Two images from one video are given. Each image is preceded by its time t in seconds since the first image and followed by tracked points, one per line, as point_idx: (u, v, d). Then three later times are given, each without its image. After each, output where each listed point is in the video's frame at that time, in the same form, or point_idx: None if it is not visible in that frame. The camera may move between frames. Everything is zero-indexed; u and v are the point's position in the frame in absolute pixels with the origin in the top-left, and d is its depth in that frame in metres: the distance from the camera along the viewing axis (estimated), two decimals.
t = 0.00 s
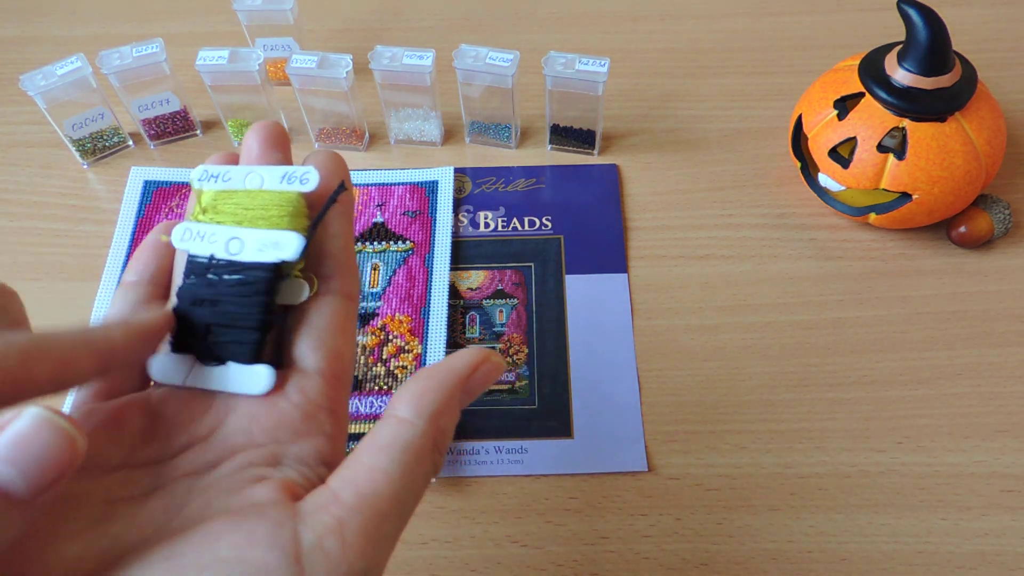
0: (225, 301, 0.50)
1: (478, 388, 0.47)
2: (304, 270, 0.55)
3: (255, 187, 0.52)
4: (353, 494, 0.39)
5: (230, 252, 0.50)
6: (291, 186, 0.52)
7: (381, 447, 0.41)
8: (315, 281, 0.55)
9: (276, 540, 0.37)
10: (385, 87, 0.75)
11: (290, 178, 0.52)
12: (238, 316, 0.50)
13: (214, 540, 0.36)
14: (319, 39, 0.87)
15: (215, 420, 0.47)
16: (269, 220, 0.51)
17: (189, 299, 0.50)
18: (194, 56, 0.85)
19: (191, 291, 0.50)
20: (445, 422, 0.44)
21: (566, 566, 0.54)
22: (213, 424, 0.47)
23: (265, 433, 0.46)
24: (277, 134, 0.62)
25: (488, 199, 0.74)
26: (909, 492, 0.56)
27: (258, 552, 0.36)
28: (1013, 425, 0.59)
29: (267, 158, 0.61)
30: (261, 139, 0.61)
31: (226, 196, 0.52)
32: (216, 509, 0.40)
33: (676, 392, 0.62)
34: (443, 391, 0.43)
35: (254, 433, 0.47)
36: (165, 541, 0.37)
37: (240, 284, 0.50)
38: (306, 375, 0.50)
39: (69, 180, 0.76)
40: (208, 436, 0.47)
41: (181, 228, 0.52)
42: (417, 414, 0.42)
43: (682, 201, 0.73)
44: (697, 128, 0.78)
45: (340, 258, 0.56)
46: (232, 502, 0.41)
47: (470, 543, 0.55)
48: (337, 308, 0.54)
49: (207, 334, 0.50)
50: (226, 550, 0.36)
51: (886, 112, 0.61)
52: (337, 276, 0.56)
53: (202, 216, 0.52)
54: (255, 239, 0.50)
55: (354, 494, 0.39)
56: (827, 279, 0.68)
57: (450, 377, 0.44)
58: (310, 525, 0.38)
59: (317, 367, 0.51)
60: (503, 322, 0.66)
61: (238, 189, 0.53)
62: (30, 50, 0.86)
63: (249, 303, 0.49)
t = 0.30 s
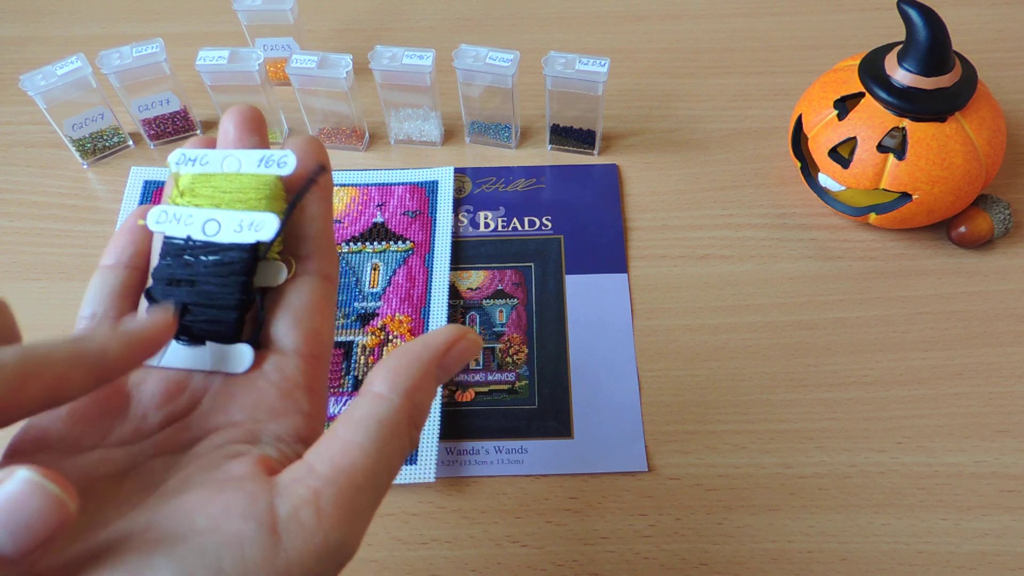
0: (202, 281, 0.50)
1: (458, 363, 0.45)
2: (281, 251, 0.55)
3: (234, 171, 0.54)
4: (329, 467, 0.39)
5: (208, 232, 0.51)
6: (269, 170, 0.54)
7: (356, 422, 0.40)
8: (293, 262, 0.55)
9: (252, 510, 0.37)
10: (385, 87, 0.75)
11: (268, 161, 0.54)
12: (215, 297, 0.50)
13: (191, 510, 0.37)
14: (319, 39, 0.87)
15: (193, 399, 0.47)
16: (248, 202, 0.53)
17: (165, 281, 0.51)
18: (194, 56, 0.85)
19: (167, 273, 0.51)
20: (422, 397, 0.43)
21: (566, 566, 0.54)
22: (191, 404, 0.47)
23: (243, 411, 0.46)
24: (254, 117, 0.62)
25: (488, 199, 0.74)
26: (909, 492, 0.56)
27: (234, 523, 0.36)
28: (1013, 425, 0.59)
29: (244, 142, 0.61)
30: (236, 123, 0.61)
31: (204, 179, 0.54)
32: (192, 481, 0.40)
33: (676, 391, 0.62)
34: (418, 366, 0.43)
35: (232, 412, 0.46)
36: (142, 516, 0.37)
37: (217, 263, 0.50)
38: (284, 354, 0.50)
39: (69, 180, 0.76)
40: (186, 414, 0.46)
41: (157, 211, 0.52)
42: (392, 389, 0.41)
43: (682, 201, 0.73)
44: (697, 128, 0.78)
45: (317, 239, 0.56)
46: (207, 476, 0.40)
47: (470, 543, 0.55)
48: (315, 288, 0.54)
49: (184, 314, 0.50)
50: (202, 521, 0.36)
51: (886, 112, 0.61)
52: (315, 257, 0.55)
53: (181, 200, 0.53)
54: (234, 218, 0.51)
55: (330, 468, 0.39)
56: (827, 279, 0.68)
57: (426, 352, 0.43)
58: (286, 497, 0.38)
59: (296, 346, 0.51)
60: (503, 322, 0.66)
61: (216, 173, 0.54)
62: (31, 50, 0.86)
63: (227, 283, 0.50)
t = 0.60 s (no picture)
0: (211, 281, 0.51)
1: (460, 362, 0.45)
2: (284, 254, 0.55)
3: (238, 173, 0.54)
4: (331, 467, 0.39)
5: (214, 232, 0.51)
6: (272, 172, 0.54)
7: (357, 422, 0.40)
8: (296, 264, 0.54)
9: (254, 513, 0.37)
10: (385, 87, 0.75)
11: (272, 164, 0.54)
12: (223, 296, 0.50)
13: (191, 513, 0.36)
14: (319, 39, 0.87)
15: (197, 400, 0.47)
16: (253, 203, 0.53)
17: (173, 281, 0.51)
18: (194, 56, 0.85)
19: (174, 272, 0.51)
20: (423, 397, 0.43)
21: (566, 566, 0.54)
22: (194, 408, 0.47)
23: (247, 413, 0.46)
24: (257, 124, 0.62)
25: (488, 199, 0.74)
26: (909, 492, 0.56)
27: (237, 526, 0.36)
28: (1013, 425, 0.59)
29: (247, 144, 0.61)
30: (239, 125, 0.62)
31: (208, 181, 0.53)
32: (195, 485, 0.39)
33: (676, 391, 0.62)
34: (420, 365, 0.42)
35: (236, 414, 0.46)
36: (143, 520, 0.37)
37: (225, 263, 0.51)
38: (288, 356, 0.50)
39: (69, 180, 0.76)
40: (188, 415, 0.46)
41: (162, 211, 0.52)
42: (393, 389, 0.41)
43: (682, 201, 0.73)
44: (697, 128, 0.78)
45: (319, 242, 0.56)
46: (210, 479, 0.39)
47: (470, 543, 0.55)
48: (317, 290, 0.54)
49: (194, 314, 0.50)
50: (205, 524, 0.36)
51: (886, 112, 0.61)
52: (316, 258, 0.55)
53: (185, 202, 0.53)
54: (240, 218, 0.52)
55: (331, 468, 0.39)
56: (826, 279, 0.68)
57: (427, 351, 0.43)
58: (288, 499, 0.38)
59: (300, 349, 0.51)
60: (503, 322, 0.66)
61: (220, 175, 0.54)
62: (30, 50, 0.86)
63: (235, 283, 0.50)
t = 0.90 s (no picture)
0: (209, 293, 0.50)
1: (462, 371, 0.46)
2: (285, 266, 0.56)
3: (238, 185, 0.54)
4: (337, 478, 0.39)
5: (214, 244, 0.51)
6: (273, 184, 0.54)
7: (363, 432, 0.40)
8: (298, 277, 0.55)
9: (261, 523, 0.36)
10: (385, 87, 0.75)
11: (272, 176, 0.54)
12: (225, 308, 0.50)
13: (199, 525, 0.36)
14: (319, 40, 0.87)
15: (200, 414, 0.46)
16: (253, 215, 0.52)
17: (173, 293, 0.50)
18: (194, 56, 0.85)
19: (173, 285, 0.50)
20: (428, 405, 0.43)
21: (566, 566, 0.54)
22: (199, 417, 0.46)
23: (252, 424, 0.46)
24: (259, 136, 0.62)
25: (488, 199, 0.74)
26: (909, 492, 0.56)
27: (244, 536, 0.36)
28: (1013, 425, 0.59)
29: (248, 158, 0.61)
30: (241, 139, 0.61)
31: (209, 194, 0.54)
32: (202, 497, 0.39)
33: (676, 391, 0.62)
34: (424, 376, 0.43)
35: (240, 426, 0.46)
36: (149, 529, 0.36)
37: (224, 275, 0.50)
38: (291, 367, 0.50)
39: (69, 180, 0.76)
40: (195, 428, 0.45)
41: (162, 224, 0.52)
42: (398, 398, 0.42)
43: (682, 201, 0.73)
44: (698, 128, 0.78)
45: (323, 254, 0.56)
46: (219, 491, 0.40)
47: (470, 543, 0.55)
48: (320, 301, 0.55)
49: (193, 326, 0.49)
50: (212, 534, 0.35)
51: (886, 112, 0.61)
52: (318, 269, 0.56)
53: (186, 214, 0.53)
54: (239, 229, 0.51)
55: (338, 479, 0.39)
56: (826, 279, 0.68)
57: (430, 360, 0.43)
58: (294, 510, 0.38)
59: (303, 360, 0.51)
60: (503, 322, 0.66)
61: (221, 188, 0.54)
62: (30, 50, 0.86)
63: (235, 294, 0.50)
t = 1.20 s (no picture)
0: (211, 302, 0.50)
1: (449, 355, 0.45)
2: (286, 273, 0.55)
3: (237, 190, 0.54)
4: (334, 482, 0.39)
5: (213, 252, 0.51)
6: (272, 189, 0.53)
7: (356, 432, 0.40)
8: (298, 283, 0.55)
9: (261, 531, 0.37)
10: (385, 87, 0.75)
11: (272, 180, 0.54)
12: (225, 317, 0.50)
13: (201, 536, 0.37)
14: (319, 39, 0.87)
15: (205, 424, 0.47)
16: (252, 223, 0.52)
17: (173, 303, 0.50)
18: (194, 56, 0.85)
19: (173, 294, 0.51)
20: (417, 399, 0.43)
21: (566, 566, 0.54)
22: (201, 428, 0.47)
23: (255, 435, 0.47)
24: (259, 138, 0.61)
25: (488, 199, 0.74)
26: (909, 492, 0.56)
27: (245, 544, 0.36)
28: (1013, 425, 0.59)
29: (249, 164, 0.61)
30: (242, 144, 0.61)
31: (208, 199, 0.53)
32: (202, 508, 0.40)
33: (676, 391, 0.62)
34: (410, 367, 0.42)
35: (243, 437, 0.47)
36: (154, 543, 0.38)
37: (225, 284, 0.50)
38: (292, 376, 0.51)
39: (69, 181, 0.76)
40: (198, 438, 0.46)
41: (162, 234, 0.52)
42: (387, 395, 0.41)
43: (682, 201, 0.73)
44: (698, 128, 0.78)
45: (324, 258, 0.56)
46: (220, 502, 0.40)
47: (470, 543, 0.55)
48: (321, 308, 0.54)
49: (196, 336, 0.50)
50: (213, 545, 0.36)
51: (886, 112, 0.61)
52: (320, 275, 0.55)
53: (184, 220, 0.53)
54: (236, 236, 0.51)
55: (335, 482, 0.39)
56: (826, 279, 0.68)
57: (415, 351, 0.43)
58: (293, 516, 0.38)
59: (303, 368, 0.51)
60: (503, 322, 0.66)
61: (219, 193, 0.54)
62: (30, 50, 0.86)
63: (236, 304, 0.50)
